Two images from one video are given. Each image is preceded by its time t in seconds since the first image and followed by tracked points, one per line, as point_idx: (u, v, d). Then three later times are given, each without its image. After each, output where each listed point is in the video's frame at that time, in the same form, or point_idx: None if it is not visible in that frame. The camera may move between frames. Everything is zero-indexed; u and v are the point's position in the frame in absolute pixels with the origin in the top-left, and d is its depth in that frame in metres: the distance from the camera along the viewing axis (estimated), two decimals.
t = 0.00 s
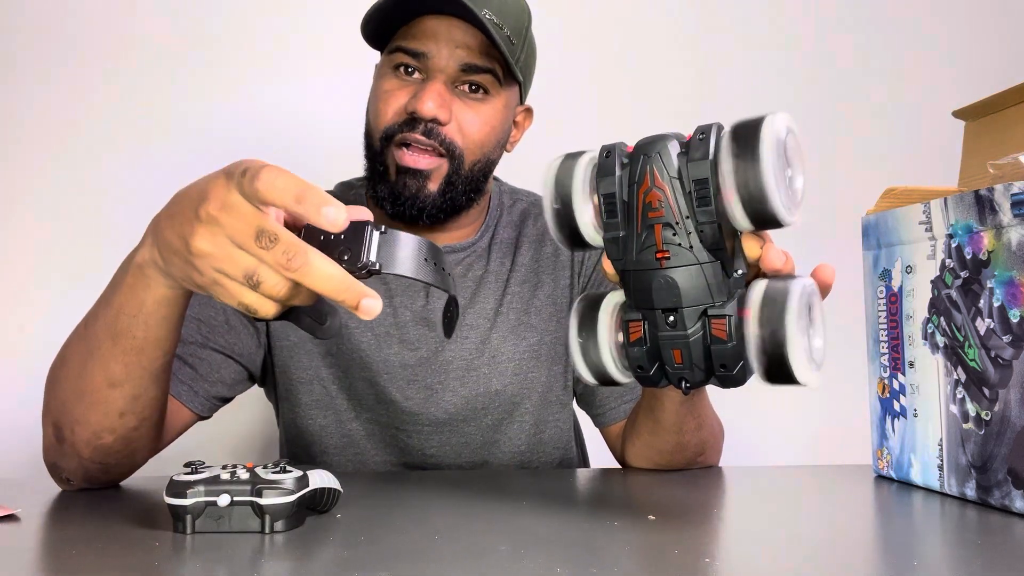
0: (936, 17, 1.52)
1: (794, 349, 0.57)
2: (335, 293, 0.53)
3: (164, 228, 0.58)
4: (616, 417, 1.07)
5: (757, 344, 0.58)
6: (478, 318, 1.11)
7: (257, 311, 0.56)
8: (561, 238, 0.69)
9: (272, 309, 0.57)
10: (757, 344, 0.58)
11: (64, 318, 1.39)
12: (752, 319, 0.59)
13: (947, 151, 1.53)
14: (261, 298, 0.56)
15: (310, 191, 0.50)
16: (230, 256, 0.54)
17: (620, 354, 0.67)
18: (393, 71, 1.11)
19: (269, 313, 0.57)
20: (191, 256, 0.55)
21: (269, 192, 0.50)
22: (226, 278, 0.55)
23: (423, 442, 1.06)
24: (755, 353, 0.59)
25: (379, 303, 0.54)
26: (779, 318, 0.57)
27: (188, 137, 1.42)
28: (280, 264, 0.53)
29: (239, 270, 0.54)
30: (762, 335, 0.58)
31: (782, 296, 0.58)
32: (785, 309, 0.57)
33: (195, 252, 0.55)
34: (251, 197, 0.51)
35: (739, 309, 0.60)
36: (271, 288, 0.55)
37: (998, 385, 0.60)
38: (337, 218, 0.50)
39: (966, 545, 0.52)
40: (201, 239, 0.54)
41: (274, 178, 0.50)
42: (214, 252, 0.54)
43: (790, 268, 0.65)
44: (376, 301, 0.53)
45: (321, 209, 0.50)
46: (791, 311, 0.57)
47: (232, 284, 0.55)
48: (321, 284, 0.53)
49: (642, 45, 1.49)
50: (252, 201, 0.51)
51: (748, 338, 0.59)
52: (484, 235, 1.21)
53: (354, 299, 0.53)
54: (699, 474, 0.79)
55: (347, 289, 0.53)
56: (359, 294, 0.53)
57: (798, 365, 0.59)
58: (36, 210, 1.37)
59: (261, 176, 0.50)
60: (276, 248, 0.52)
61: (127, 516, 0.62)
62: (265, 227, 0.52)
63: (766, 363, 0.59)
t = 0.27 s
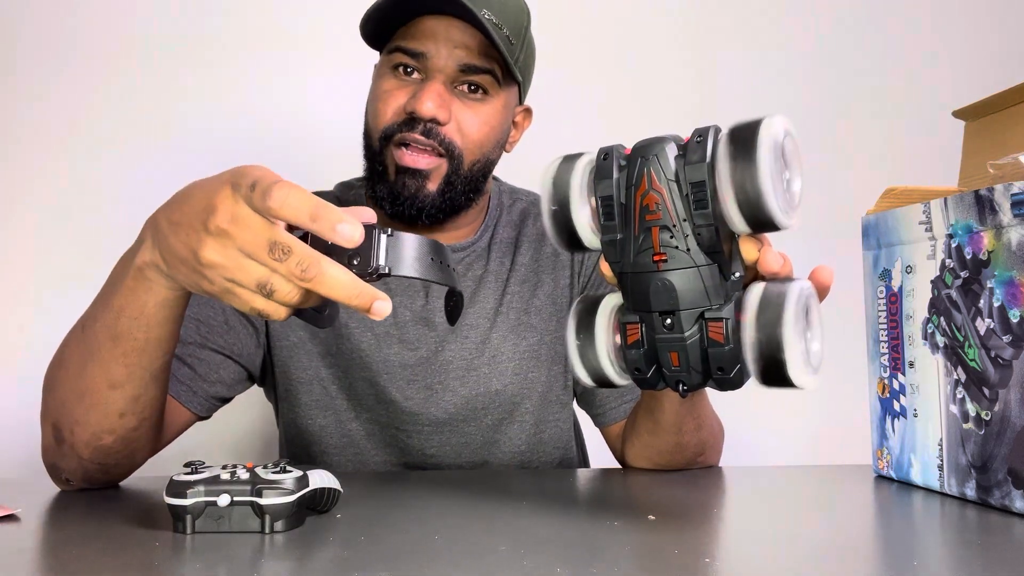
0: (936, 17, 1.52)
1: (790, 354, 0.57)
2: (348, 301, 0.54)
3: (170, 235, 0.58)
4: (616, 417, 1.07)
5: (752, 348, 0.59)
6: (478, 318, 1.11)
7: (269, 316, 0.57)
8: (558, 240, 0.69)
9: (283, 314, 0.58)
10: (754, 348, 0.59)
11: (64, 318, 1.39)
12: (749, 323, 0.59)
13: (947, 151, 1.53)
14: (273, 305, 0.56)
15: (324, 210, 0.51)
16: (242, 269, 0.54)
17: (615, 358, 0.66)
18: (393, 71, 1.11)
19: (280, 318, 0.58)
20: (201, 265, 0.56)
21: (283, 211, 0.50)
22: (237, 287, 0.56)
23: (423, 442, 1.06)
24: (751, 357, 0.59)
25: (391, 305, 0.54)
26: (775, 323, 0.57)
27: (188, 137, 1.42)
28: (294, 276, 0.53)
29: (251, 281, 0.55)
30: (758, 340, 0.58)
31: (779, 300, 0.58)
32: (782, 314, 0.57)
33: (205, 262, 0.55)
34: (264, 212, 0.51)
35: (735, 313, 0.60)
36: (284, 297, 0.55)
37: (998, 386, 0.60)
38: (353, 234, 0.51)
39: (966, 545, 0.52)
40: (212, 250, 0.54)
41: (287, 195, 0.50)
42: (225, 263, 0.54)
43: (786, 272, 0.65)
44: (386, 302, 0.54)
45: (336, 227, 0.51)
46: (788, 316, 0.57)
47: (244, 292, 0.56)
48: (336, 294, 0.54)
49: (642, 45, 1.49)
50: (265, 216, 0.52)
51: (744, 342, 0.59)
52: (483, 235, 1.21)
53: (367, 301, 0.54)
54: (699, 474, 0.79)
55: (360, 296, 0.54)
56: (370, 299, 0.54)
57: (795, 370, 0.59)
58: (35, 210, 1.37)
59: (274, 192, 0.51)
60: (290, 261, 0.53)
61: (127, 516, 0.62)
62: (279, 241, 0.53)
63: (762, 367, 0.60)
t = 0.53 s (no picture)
0: (936, 17, 1.52)
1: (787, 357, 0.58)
2: (346, 312, 0.54)
3: (171, 239, 0.58)
4: (616, 417, 1.07)
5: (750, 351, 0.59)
6: (478, 317, 1.11)
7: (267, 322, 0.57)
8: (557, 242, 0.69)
9: (281, 322, 0.57)
10: (751, 352, 0.59)
11: (63, 318, 1.39)
12: (746, 327, 0.59)
13: (947, 151, 1.53)
14: (271, 312, 0.56)
15: (325, 221, 0.50)
16: (243, 275, 0.54)
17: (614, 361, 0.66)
18: (391, 71, 1.11)
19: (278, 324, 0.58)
20: (201, 270, 0.56)
21: (286, 220, 0.50)
22: (236, 293, 0.56)
23: (423, 442, 1.06)
24: (749, 360, 0.59)
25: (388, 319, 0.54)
26: (772, 327, 0.58)
27: (187, 137, 1.42)
28: (294, 285, 0.53)
29: (251, 288, 0.55)
30: (755, 344, 0.58)
31: (775, 304, 0.59)
32: (779, 318, 0.58)
33: (205, 267, 0.55)
34: (267, 220, 0.51)
35: (734, 317, 0.60)
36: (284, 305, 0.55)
37: (998, 386, 0.60)
38: (353, 246, 0.50)
39: (966, 545, 0.52)
40: (213, 256, 0.54)
41: (291, 205, 0.51)
42: (226, 269, 0.54)
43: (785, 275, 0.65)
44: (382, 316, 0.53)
45: (336, 238, 0.50)
46: (785, 320, 0.57)
47: (243, 299, 0.56)
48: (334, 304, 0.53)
49: (642, 44, 1.49)
50: (268, 224, 0.52)
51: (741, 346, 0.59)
52: (483, 234, 1.21)
53: (363, 315, 0.54)
54: (699, 474, 0.79)
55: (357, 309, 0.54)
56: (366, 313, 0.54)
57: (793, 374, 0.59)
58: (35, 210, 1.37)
59: (278, 202, 0.51)
60: (291, 270, 0.53)
61: (127, 516, 0.62)
62: (281, 250, 0.53)
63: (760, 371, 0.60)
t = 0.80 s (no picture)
0: (936, 16, 1.52)
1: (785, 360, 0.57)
2: (346, 315, 0.54)
3: (174, 239, 0.58)
4: (616, 417, 1.07)
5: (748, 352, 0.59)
6: (478, 317, 1.12)
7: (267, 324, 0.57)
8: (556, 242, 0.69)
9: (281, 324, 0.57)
10: (749, 354, 0.59)
11: (63, 317, 1.39)
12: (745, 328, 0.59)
13: (947, 151, 1.53)
14: (272, 314, 0.56)
15: (329, 224, 0.51)
16: (245, 276, 0.54)
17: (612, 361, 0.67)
18: (391, 70, 1.11)
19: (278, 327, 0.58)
20: (202, 271, 0.55)
21: (289, 223, 0.51)
22: (237, 294, 0.56)
23: (423, 442, 1.06)
24: (746, 362, 0.59)
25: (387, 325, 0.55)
26: (770, 329, 0.58)
27: (187, 136, 1.42)
28: (295, 288, 0.53)
29: (252, 289, 0.55)
30: (753, 345, 0.58)
31: (774, 305, 0.58)
32: (778, 320, 0.58)
33: (206, 267, 0.55)
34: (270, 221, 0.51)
35: (733, 316, 0.60)
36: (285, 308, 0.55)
37: (998, 386, 0.60)
38: (354, 250, 0.51)
39: (966, 545, 0.52)
40: (215, 256, 0.54)
41: (295, 207, 0.51)
42: (227, 271, 0.54)
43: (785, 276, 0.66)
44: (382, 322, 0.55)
45: (338, 242, 0.51)
46: (783, 323, 0.57)
47: (244, 300, 0.56)
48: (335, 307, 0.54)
49: (642, 44, 1.49)
50: (271, 225, 0.52)
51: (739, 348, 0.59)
52: (484, 234, 1.21)
53: (363, 320, 0.54)
54: (699, 474, 0.79)
55: (357, 313, 0.54)
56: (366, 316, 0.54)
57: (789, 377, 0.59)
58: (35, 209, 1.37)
59: (282, 205, 0.51)
60: (293, 273, 0.53)
61: (127, 516, 0.62)
62: (283, 252, 0.53)
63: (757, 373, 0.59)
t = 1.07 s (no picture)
0: (936, 17, 1.52)
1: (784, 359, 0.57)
2: (347, 316, 0.54)
3: (175, 239, 0.57)
4: (616, 417, 1.07)
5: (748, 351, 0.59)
6: (478, 318, 1.12)
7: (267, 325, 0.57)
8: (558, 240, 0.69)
9: (281, 324, 0.57)
10: (749, 352, 0.59)
11: (63, 317, 1.39)
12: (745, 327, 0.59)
13: (947, 151, 1.53)
14: (272, 315, 0.56)
15: (329, 224, 0.51)
16: (245, 275, 0.54)
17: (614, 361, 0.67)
18: (392, 70, 1.11)
19: (278, 327, 0.58)
20: (203, 271, 0.55)
21: (290, 223, 0.51)
22: (237, 294, 0.56)
23: (423, 443, 1.06)
24: (746, 361, 0.59)
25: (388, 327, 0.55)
26: (769, 327, 0.58)
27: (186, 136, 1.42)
28: (295, 288, 0.53)
29: (253, 289, 0.55)
30: (753, 344, 0.58)
31: (774, 304, 0.59)
32: (778, 319, 0.58)
33: (207, 268, 0.55)
34: (271, 222, 0.51)
35: (733, 315, 0.60)
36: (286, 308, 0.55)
37: (998, 386, 0.60)
38: (355, 251, 0.50)
39: (965, 545, 0.52)
40: (215, 256, 0.54)
41: (296, 207, 0.51)
42: (227, 271, 0.54)
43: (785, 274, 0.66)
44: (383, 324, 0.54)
45: (339, 242, 0.50)
46: (783, 322, 0.57)
47: (244, 301, 0.56)
48: (335, 308, 0.54)
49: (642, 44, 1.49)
50: (272, 225, 0.52)
51: (739, 346, 0.59)
52: (484, 234, 1.21)
53: (364, 321, 0.54)
54: (699, 474, 0.79)
55: (358, 313, 0.54)
56: (367, 318, 0.54)
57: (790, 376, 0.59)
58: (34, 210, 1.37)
59: (283, 205, 0.51)
60: (293, 273, 0.53)
61: (127, 516, 0.62)
62: (284, 252, 0.53)
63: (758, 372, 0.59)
